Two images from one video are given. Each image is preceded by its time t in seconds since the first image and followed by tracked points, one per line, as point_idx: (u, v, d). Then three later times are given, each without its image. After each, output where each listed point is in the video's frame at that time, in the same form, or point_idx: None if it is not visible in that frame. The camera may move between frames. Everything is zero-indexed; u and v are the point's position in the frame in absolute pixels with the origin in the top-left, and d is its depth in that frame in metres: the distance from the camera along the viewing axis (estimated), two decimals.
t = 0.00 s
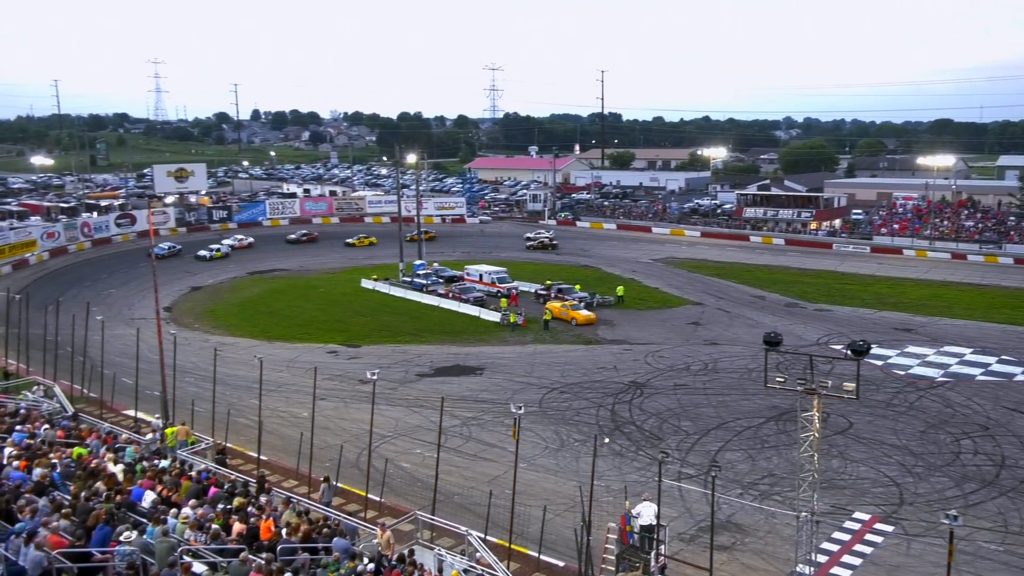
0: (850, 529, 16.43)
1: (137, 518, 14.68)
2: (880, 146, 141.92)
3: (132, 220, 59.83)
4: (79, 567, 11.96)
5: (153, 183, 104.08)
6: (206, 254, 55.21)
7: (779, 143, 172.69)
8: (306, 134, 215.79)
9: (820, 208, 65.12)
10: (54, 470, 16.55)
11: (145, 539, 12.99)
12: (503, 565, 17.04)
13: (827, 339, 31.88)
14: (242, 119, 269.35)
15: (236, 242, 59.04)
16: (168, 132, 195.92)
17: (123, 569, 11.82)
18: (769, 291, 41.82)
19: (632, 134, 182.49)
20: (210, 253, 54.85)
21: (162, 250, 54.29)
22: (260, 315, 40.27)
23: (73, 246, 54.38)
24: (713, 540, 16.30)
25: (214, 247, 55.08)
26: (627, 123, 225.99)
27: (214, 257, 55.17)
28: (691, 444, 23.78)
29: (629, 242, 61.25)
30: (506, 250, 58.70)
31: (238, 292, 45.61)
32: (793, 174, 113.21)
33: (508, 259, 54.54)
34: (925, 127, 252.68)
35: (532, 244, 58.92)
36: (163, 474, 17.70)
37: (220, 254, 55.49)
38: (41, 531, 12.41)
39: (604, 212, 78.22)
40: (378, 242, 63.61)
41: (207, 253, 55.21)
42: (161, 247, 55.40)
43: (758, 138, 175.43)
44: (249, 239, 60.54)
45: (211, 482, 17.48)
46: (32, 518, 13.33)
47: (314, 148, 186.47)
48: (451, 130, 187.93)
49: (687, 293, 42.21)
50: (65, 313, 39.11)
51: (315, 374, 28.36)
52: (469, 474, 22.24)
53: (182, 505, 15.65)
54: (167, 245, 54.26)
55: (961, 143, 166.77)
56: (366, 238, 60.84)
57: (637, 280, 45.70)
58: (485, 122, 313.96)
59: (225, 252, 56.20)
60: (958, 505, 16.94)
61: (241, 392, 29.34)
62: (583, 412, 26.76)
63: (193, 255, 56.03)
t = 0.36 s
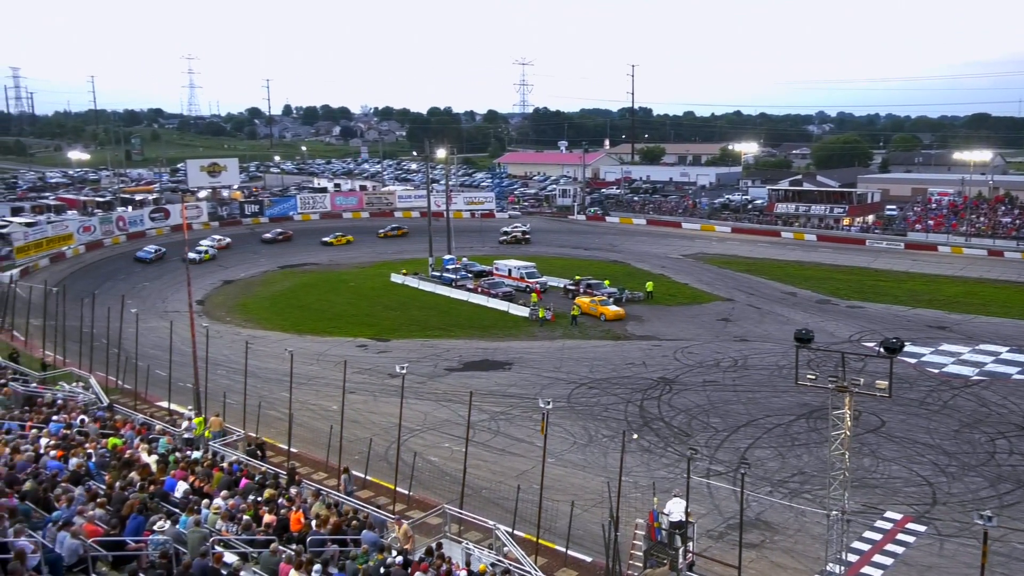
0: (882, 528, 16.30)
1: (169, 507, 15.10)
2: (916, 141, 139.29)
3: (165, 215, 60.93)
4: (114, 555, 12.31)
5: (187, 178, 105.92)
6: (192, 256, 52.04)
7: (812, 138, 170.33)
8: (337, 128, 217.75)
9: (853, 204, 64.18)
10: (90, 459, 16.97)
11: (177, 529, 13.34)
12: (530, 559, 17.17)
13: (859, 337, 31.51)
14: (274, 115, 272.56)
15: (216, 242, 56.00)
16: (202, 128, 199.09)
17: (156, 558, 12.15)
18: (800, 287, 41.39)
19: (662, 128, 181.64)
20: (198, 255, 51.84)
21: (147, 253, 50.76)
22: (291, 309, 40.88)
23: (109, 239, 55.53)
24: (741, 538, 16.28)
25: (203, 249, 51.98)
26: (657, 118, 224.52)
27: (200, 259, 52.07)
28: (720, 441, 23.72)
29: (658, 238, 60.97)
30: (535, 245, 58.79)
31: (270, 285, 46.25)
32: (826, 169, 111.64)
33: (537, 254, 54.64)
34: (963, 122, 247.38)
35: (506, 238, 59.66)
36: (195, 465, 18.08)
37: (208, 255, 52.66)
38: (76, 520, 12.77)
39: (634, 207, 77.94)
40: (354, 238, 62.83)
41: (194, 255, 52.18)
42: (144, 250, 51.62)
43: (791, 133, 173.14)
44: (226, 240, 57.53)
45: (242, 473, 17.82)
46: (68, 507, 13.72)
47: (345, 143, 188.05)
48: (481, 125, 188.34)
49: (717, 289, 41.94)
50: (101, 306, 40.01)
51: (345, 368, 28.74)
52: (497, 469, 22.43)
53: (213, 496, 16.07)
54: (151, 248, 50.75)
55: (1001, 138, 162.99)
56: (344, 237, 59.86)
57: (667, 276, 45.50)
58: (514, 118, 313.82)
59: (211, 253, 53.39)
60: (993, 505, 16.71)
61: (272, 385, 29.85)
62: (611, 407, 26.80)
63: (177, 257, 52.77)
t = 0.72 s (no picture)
0: (916, 528, 16.14)
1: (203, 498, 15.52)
2: (954, 136, 136.30)
3: (200, 209, 61.99)
4: (150, 544, 12.72)
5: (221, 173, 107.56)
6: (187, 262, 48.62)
7: (848, 133, 167.42)
8: (369, 123, 219.40)
9: (889, 199, 63.10)
10: (127, 450, 17.44)
11: (211, 518, 13.72)
12: (559, 554, 17.32)
13: (894, 335, 31.09)
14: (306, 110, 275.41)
15: (203, 245, 52.08)
16: (236, 123, 202.00)
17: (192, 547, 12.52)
18: (834, 284, 40.87)
19: (694, 122, 180.12)
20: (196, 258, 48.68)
21: (146, 260, 47.38)
22: (323, 303, 41.43)
23: (145, 233, 56.66)
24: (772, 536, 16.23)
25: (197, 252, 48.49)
26: (689, 113, 222.66)
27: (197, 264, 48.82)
28: (751, 438, 23.62)
29: (690, 233, 60.54)
30: (566, 240, 58.76)
31: (302, 280, 46.88)
32: (862, 164, 109.77)
33: (568, 249, 54.62)
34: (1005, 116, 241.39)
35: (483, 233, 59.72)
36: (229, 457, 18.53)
37: (206, 258, 49.67)
38: (113, 509, 13.18)
39: (665, 203, 77.44)
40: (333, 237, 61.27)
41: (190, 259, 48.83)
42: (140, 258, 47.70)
43: (825, 128, 170.41)
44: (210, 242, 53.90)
45: (274, 466, 18.19)
46: (106, 496, 14.16)
47: (376, 138, 189.35)
48: (512, 119, 188.35)
49: (750, 285, 41.58)
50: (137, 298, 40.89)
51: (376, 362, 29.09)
52: (526, 464, 22.58)
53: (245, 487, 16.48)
54: (150, 255, 47.55)
55: None
56: (326, 237, 58.11)
57: (698, 272, 45.21)
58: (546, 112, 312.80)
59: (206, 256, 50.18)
60: None
61: (304, 378, 30.34)
62: (641, 404, 26.80)
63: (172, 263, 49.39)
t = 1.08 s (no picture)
0: (950, 529, 15.98)
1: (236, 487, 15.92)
2: (994, 130, 133.26)
3: (233, 203, 62.85)
4: (183, 533, 13.10)
5: (254, 167, 109.01)
6: (194, 267, 45.51)
7: (884, 127, 164.48)
8: (400, 117, 220.67)
9: (925, 195, 61.99)
10: (160, 440, 17.95)
11: (243, 508, 14.07)
12: (588, 549, 17.46)
13: (928, 333, 30.67)
14: (339, 105, 278.04)
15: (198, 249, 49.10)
16: (269, 117, 204.17)
17: (225, 535, 12.84)
18: (868, 280, 40.34)
19: (726, 116, 178.51)
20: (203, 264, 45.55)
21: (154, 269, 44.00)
22: (354, 296, 41.93)
23: (179, 226, 57.71)
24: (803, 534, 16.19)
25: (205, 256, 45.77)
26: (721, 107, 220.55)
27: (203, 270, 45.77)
28: (782, 435, 23.52)
29: (721, 229, 60.09)
30: (596, 235, 58.70)
31: (333, 273, 47.46)
32: (897, 159, 107.87)
33: (598, 244, 54.57)
34: None
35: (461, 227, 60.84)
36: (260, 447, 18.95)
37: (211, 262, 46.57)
38: (147, 499, 13.58)
39: (697, 198, 76.92)
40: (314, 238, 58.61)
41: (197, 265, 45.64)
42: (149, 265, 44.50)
43: (860, 122, 167.63)
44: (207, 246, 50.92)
45: (305, 457, 18.59)
46: (140, 485, 14.56)
47: (407, 133, 190.41)
48: (542, 114, 188.00)
49: (782, 281, 41.22)
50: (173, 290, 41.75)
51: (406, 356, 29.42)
52: (554, 458, 22.72)
53: (276, 478, 16.87)
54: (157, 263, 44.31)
55: None
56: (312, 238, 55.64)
57: (730, 267, 44.92)
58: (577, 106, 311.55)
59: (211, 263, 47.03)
60: None
61: (334, 371, 30.81)
62: (671, 399, 26.78)
63: (178, 271, 46.14)
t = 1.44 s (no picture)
0: (984, 528, 15.91)
1: (267, 477, 16.32)
2: None
3: (265, 195, 63.72)
4: (215, 521, 13.53)
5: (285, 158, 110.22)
6: (213, 275, 42.49)
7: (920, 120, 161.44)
8: (430, 110, 221.49)
9: (962, 188, 60.83)
10: (192, 429, 18.50)
11: (273, 498, 14.48)
12: (615, 543, 17.61)
13: (963, 329, 30.25)
14: (370, 98, 279.83)
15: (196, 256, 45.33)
16: (300, 110, 206.22)
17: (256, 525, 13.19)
18: (902, 275, 39.83)
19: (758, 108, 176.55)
20: (223, 270, 42.79)
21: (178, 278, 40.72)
22: (385, 288, 42.39)
23: (212, 219, 58.67)
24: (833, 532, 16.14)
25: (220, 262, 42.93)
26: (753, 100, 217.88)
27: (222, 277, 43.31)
28: (813, 431, 23.40)
29: (752, 222, 59.61)
30: (625, 228, 58.55)
31: (364, 265, 47.99)
32: (934, 152, 105.84)
33: (627, 237, 54.44)
34: None
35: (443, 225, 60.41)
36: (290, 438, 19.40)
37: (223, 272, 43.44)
38: (181, 487, 14.00)
39: (727, 192, 76.31)
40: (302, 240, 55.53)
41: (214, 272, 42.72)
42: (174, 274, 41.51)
43: (895, 115, 164.68)
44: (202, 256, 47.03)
45: (334, 448, 18.95)
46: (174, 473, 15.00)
47: (437, 126, 190.98)
48: (572, 107, 187.44)
49: (813, 276, 40.85)
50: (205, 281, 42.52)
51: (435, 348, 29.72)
52: (582, 452, 22.89)
53: (306, 468, 17.29)
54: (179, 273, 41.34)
55: None
56: (299, 239, 52.78)
57: (761, 261, 44.59)
58: (607, 99, 309.40)
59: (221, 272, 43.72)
60: None
61: (364, 362, 31.25)
62: (699, 394, 26.80)
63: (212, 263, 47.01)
